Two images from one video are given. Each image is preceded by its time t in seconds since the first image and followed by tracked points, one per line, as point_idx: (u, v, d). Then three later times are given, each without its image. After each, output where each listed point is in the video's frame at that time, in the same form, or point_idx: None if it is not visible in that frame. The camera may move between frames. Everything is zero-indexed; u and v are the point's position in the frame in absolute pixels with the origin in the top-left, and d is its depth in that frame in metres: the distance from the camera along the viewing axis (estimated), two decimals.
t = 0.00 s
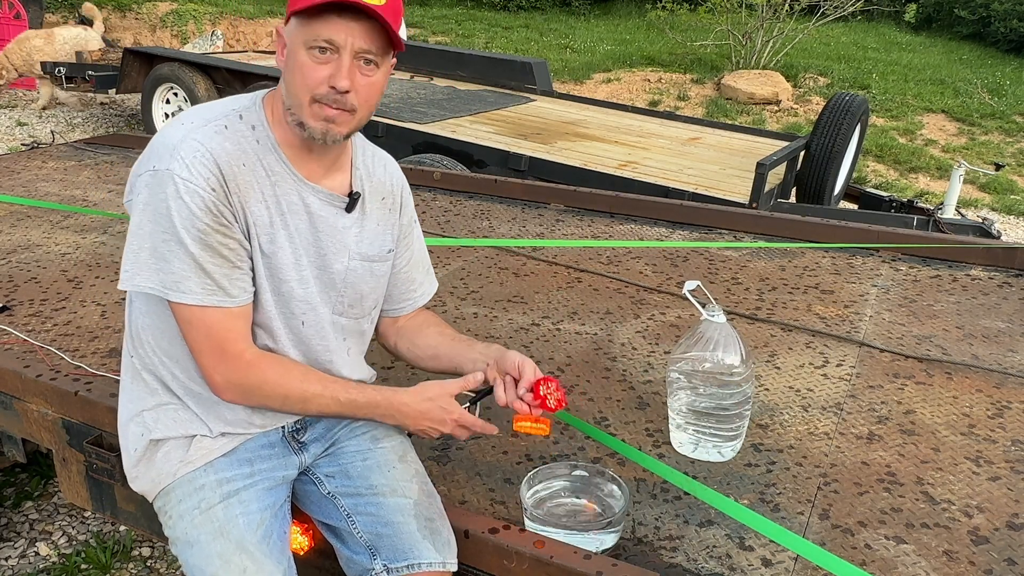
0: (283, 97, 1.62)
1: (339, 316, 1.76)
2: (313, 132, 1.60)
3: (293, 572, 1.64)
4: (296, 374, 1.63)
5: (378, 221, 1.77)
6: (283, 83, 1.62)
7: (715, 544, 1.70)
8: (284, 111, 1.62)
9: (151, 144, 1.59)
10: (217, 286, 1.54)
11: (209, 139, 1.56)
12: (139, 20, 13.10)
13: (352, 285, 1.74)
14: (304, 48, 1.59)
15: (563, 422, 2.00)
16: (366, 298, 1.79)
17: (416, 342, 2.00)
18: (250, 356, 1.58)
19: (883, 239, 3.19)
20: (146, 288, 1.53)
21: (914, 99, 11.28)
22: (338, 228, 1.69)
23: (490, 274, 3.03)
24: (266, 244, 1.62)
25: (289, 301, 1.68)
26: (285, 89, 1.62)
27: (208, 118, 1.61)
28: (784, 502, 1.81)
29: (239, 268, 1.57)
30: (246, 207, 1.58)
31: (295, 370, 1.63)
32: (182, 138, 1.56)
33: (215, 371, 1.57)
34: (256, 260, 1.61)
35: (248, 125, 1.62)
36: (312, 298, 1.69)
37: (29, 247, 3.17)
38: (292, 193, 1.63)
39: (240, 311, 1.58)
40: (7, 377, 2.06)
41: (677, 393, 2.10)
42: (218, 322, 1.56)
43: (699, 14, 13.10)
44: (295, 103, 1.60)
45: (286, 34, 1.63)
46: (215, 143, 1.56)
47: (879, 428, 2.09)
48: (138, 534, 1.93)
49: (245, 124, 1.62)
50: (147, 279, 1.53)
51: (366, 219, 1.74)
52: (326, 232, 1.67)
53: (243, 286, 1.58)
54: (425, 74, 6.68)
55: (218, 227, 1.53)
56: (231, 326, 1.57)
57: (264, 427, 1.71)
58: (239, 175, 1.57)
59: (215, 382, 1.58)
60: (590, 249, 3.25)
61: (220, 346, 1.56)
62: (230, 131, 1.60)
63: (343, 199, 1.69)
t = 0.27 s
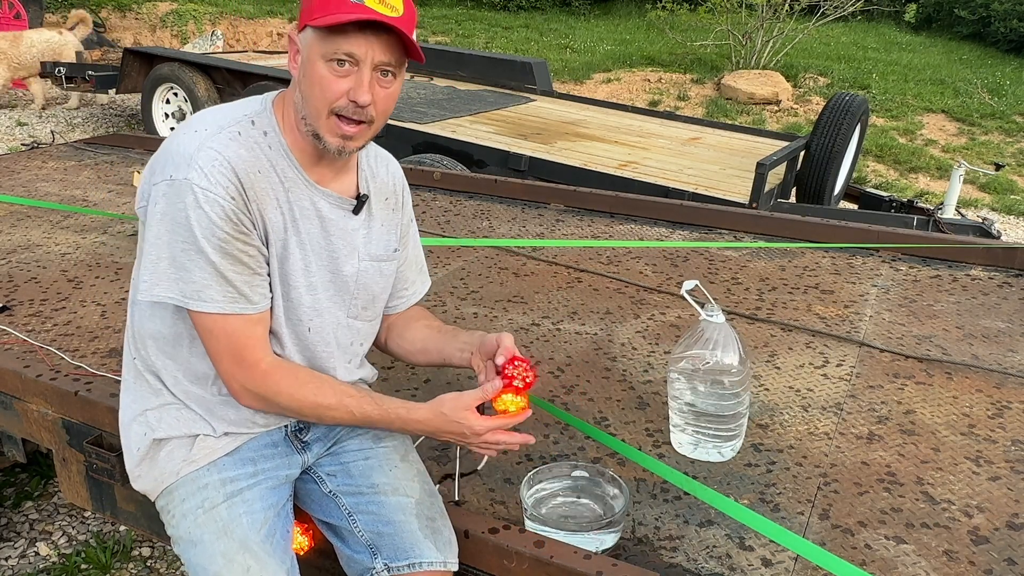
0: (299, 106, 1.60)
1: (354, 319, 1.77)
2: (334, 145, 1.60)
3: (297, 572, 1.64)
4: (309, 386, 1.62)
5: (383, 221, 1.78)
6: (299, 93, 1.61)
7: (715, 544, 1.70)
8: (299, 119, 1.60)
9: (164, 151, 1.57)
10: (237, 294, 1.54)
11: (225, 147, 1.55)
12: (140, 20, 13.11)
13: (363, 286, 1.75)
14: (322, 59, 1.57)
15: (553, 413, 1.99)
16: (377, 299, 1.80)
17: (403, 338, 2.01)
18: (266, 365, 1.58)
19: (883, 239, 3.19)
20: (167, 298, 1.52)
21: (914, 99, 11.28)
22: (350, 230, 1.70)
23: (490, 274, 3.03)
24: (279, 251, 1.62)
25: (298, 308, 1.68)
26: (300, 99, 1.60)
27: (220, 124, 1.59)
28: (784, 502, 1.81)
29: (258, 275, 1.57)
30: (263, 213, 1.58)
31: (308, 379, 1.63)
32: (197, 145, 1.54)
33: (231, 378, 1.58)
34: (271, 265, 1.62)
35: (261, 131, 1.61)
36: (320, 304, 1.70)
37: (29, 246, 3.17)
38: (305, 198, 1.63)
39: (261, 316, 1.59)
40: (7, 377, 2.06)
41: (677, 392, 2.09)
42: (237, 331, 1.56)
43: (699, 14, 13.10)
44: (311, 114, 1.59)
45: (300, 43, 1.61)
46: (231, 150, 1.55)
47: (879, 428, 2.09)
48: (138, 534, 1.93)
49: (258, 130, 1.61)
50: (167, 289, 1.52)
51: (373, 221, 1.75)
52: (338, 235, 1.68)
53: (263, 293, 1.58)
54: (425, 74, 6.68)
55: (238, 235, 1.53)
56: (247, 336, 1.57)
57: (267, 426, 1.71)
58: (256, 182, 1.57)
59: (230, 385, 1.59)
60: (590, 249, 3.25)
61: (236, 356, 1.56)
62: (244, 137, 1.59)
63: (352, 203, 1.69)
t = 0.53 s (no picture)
0: (322, 130, 1.54)
1: (361, 319, 1.79)
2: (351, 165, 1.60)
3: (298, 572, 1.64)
4: (307, 390, 1.62)
5: (381, 218, 1.78)
6: (323, 118, 1.53)
7: (715, 544, 1.70)
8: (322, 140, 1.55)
9: (159, 164, 1.55)
10: (235, 308, 1.54)
11: (219, 160, 1.52)
12: (139, 19, 13.11)
13: (365, 286, 1.76)
14: (358, 93, 1.50)
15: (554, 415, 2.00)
16: (380, 296, 1.81)
17: (397, 335, 2.01)
18: (263, 374, 1.59)
19: (883, 239, 3.19)
20: (165, 313, 1.53)
21: (914, 99, 11.28)
22: (347, 231, 1.70)
23: (490, 274, 3.03)
24: (277, 260, 1.62)
25: (297, 316, 1.68)
26: (326, 125, 1.53)
27: (214, 134, 1.56)
28: (784, 502, 1.81)
29: (256, 287, 1.57)
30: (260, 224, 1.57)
31: (306, 384, 1.63)
32: (190, 159, 1.52)
33: (230, 389, 1.58)
34: (270, 275, 1.62)
35: (256, 140, 1.58)
36: (320, 311, 1.70)
37: (29, 246, 3.17)
38: (302, 204, 1.62)
39: (257, 328, 1.59)
40: (7, 377, 2.06)
41: (680, 394, 2.09)
42: (234, 342, 1.56)
43: (699, 14, 13.10)
44: (341, 141, 1.54)
45: (324, 67, 1.49)
46: (226, 163, 1.53)
47: (879, 428, 2.09)
48: (138, 534, 1.93)
49: (253, 138, 1.58)
50: (164, 305, 1.53)
51: (371, 218, 1.75)
52: (337, 237, 1.68)
53: (261, 305, 1.58)
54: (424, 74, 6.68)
55: (234, 249, 1.52)
56: (244, 348, 1.57)
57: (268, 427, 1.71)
58: (251, 194, 1.55)
59: (229, 397, 1.59)
60: (590, 249, 3.25)
61: (234, 367, 1.57)
62: (238, 148, 1.56)
63: (349, 203, 1.69)
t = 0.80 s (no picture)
0: (327, 146, 1.54)
1: (366, 322, 1.80)
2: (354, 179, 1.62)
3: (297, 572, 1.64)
4: (317, 393, 1.65)
5: (380, 219, 1.79)
6: (330, 135, 1.53)
7: (715, 544, 1.70)
8: (327, 155, 1.56)
9: (158, 175, 1.54)
10: (239, 317, 1.54)
11: (218, 171, 1.51)
12: (139, 19, 13.12)
13: (367, 288, 1.77)
14: (370, 116, 1.51)
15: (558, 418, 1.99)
16: (382, 297, 1.82)
17: (395, 343, 2.01)
18: (272, 381, 1.60)
19: (883, 239, 3.19)
20: (169, 324, 1.53)
21: (914, 99, 11.28)
22: (348, 235, 1.70)
23: (490, 274, 3.03)
24: (279, 268, 1.62)
25: (299, 324, 1.68)
26: (334, 143, 1.54)
27: (212, 143, 1.55)
28: (784, 502, 1.81)
29: (260, 296, 1.57)
30: (262, 233, 1.57)
31: (314, 387, 1.65)
32: (189, 170, 1.50)
33: (238, 398, 1.59)
34: (272, 283, 1.62)
35: (254, 149, 1.57)
36: (322, 317, 1.70)
37: (29, 246, 3.17)
38: (303, 211, 1.62)
39: (263, 337, 1.59)
40: (7, 377, 2.06)
41: (680, 394, 2.10)
42: (240, 353, 1.56)
43: (699, 14, 13.09)
44: (349, 158, 1.55)
45: (336, 90, 1.50)
46: (225, 174, 1.51)
47: (879, 428, 2.09)
48: (138, 534, 1.93)
49: (252, 147, 1.57)
50: (169, 316, 1.53)
51: (371, 220, 1.76)
52: (337, 242, 1.68)
53: (265, 313, 1.58)
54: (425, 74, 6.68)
55: (237, 260, 1.52)
56: (251, 358, 1.57)
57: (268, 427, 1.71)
58: (252, 204, 1.54)
59: (239, 405, 1.60)
60: (590, 249, 3.25)
61: (239, 375, 1.57)
62: (237, 157, 1.55)
63: (348, 207, 1.69)
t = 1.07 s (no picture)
0: (331, 151, 1.54)
1: (368, 324, 1.80)
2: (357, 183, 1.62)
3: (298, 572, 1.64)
4: (327, 399, 1.66)
5: (384, 221, 1.79)
6: (333, 140, 1.53)
7: (715, 544, 1.70)
8: (331, 160, 1.56)
9: (163, 179, 1.53)
10: (245, 321, 1.54)
11: (223, 175, 1.51)
12: (139, 20, 13.12)
13: (372, 290, 1.77)
14: (372, 122, 1.51)
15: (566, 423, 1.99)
16: (386, 299, 1.82)
17: (404, 348, 2.01)
18: (281, 385, 1.60)
19: (883, 239, 3.19)
20: (175, 329, 1.52)
21: (914, 99, 11.28)
22: (352, 237, 1.70)
23: (490, 274, 3.03)
24: (283, 271, 1.63)
25: (304, 326, 1.68)
26: (337, 148, 1.53)
27: (215, 147, 1.55)
28: (784, 502, 1.81)
29: (266, 299, 1.57)
30: (266, 237, 1.57)
31: (323, 393, 1.66)
32: (194, 175, 1.50)
33: (247, 403, 1.59)
34: (276, 286, 1.63)
35: (259, 152, 1.57)
36: (327, 320, 1.70)
37: (29, 247, 3.17)
38: (307, 215, 1.62)
39: (271, 339, 1.59)
40: (7, 377, 2.06)
41: (680, 392, 2.10)
42: (248, 357, 1.57)
43: (699, 14, 13.09)
44: (353, 163, 1.55)
45: (338, 95, 1.50)
46: (229, 179, 1.51)
47: (879, 428, 2.09)
48: (138, 534, 1.93)
49: (256, 150, 1.57)
50: (174, 321, 1.52)
51: (374, 222, 1.76)
52: (341, 245, 1.68)
53: (272, 315, 1.59)
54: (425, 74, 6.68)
55: (242, 264, 1.52)
56: (261, 362, 1.58)
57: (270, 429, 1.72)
58: (256, 208, 1.54)
59: (247, 410, 1.60)
60: (590, 249, 3.25)
61: (247, 379, 1.58)
62: (241, 161, 1.55)
63: (351, 209, 1.69)
